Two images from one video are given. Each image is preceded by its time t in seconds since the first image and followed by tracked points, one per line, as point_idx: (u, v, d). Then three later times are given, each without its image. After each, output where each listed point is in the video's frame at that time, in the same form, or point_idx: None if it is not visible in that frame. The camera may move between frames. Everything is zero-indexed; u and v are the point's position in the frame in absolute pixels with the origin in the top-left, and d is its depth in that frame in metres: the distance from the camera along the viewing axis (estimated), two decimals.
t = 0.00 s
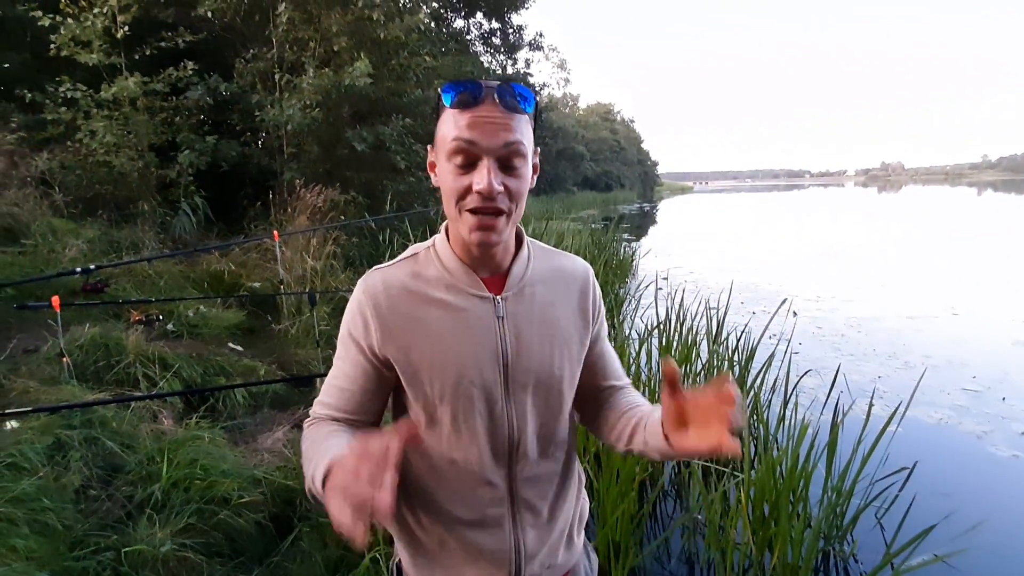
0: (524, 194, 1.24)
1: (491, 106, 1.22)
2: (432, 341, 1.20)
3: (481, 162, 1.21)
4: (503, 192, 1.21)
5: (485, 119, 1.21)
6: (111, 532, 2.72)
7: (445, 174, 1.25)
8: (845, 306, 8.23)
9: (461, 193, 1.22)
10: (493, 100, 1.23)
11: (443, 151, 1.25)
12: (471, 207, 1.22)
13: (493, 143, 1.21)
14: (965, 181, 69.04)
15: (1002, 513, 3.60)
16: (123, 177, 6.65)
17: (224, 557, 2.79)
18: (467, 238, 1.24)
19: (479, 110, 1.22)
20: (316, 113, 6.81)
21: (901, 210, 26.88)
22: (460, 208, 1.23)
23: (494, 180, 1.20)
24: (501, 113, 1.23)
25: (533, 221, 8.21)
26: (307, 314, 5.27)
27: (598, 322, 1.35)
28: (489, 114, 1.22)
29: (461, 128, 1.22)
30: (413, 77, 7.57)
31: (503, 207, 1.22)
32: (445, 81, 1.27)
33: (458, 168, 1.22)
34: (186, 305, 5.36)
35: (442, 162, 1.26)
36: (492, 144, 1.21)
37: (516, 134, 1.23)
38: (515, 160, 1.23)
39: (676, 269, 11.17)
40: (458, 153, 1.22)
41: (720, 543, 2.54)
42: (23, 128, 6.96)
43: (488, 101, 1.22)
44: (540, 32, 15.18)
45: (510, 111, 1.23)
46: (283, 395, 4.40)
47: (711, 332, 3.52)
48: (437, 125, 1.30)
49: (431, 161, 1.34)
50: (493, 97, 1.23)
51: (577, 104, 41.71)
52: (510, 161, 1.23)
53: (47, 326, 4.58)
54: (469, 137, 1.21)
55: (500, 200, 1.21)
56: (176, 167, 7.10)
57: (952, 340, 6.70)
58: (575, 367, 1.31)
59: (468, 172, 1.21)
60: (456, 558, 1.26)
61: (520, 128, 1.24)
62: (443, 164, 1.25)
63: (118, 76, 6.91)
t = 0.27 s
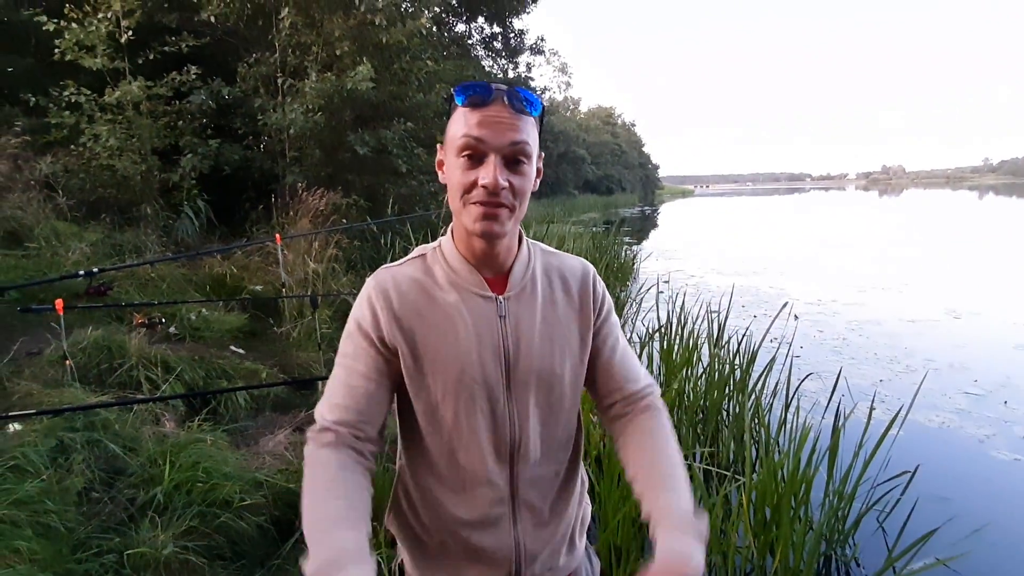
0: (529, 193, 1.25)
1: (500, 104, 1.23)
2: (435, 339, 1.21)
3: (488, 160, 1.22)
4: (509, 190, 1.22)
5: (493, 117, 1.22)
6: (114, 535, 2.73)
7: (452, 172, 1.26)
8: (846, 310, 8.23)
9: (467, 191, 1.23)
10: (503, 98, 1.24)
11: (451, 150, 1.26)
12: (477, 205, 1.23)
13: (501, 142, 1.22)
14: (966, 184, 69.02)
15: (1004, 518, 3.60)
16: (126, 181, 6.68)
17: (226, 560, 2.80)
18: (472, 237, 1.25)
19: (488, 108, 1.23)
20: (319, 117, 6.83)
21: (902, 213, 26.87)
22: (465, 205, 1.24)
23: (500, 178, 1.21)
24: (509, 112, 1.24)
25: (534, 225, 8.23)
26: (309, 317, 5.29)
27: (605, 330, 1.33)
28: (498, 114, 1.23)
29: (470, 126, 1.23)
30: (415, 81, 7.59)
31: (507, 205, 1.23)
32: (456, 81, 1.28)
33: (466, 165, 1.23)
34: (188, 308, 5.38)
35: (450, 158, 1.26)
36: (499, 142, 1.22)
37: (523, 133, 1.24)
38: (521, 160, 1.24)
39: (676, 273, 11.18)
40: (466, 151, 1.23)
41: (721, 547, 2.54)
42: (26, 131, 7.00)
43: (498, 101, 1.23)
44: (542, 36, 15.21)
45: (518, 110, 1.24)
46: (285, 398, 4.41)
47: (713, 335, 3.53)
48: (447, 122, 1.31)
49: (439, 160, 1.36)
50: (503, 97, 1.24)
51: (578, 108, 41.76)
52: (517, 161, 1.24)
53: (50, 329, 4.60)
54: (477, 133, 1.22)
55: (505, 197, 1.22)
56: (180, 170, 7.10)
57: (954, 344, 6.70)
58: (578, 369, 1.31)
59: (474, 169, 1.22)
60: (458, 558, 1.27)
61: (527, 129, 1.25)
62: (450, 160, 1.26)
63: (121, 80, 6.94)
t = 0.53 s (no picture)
0: (548, 203, 1.25)
1: (523, 110, 1.25)
2: (442, 355, 1.21)
3: (509, 166, 1.22)
4: (528, 199, 1.22)
5: (515, 124, 1.23)
6: (114, 538, 2.73)
7: (470, 179, 1.25)
8: (847, 314, 8.23)
9: (484, 199, 1.23)
10: (525, 105, 1.25)
11: (470, 156, 1.26)
12: (496, 214, 1.22)
13: (523, 149, 1.22)
14: (968, 188, 69.01)
15: (1006, 523, 3.60)
16: (128, 185, 6.70)
17: (226, 564, 2.81)
18: (487, 248, 1.24)
19: (511, 112, 1.24)
20: (320, 121, 6.85)
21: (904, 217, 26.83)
22: (483, 212, 1.23)
23: (520, 184, 1.21)
24: (531, 118, 1.25)
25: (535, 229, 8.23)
26: (310, 321, 5.29)
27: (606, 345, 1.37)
28: (520, 121, 1.24)
29: (490, 132, 1.23)
30: (417, 86, 7.60)
31: (526, 214, 1.22)
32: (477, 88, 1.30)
33: (485, 172, 1.23)
34: (190, 312, 5.39)
35: (469, 161, 1.26)
36: (520, 148, 1.22)
37: (543, 142, 1.24)
38: (541, 169, 1.24)
39: (677, 277, 11.19)
40: (485, 158, 1.23)
41: (722, 552, 2.54)
42: (30, 136, 7.04)
43: (519, 108, 1.24)
44: (543, 41, 15.25)
45: (540, 117, 1.26)
46: (286, 401, 4.42)
47: (714, 339, 3.53)
48: (464, 129, 1.31)
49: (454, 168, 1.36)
50: (525, 103, 1.25)
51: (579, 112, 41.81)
52: (537, 170, 1.24)
53: (52, 332, 4.62)
54: (500, 137, 1.22)
55: (525, 207, 1.21)
56: (181, 174, 7.11)
57: (955, 348, 6.70)
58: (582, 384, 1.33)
59: (494, 176, 1.22)
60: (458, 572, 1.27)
61: (548, 138, 1.26)
62: (470, 164, 1.26)
63: (124, 84, 6.96)
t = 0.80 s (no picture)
0: (558, 219, 1.24)
1: (533, 125, 1.22)
2: (447, 361, 1.21)
3: (519, 183, 1.20)
4: (538, 217, 1.21)
5: (526, 140, 1.21)
6: (114, 542, 2.72)
7: (477, 193, 1.24)
8: (847, 318, 8.23)
9: (492, 214, 1.21)
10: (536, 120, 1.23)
11: (478, 170, 1.24)
12: (505, 230, 1.21)
13: (533, 166, 1.20)
14: (968, 193, 69.01)
15: (1008, 528, 3.59)
16: (130, 188, 6.72)
17: (225, 567, 2.80)
18: (494, 260, 1.24)
19: (522, 128, 1.21)
20: (322, 125, 6.86)
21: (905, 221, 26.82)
22: (492, 228, 1.22)
23: (530, 203, 1.19)
24: (542, 135, 1.23)
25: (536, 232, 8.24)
26: (311, 324, 5.29)
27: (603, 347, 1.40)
28: (531, 137, 1.21)
29: (500, 147, 1.21)
30: (418, 90, 7.61)
31: (535, 230, 1.22)
32: (486, 96, 1.27)
33: (494, 189, 1.21)
34: (191, 315, 5.40)
35: (478, 176, 1.24)
36: (531, 166, 1.20)
37: (555, 159, 1.23)
38: (552, 185, 1.23)
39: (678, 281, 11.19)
40: (493, 174, 1.21)
41: (723, 557, 2.54)
42: (32, 139, 7.07)
43: (530, 123, 1.22)
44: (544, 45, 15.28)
45: (552, 133, 1.23)
46: (286, 405, 4.41)
47: (714, 343, 3.53)
48: (473, 138, 1.29)
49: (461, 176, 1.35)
50: (536, 119, 1.23)
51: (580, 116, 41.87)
52: (547, 186, 1.23)
53: (53, 335, 4.62)
54: (510, 154, 1.20)
55: (535, 224, 1.20)
56: (183, 177, 7.12)
57: (956, 352, 6.69)
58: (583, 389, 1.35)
59: (503, 193, 1.21)
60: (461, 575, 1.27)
61: (559, 152, 1.24)
62: (479, 178, 1.24)
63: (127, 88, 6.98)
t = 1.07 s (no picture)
0: (548, 214, 1.25)
1: (520, 123, 1.23)
2: (447, 362, 1.21)
3: (508, 179, 1.21)
4: (528, 213, 1.22)
5: (513, 138, 1.22)
6: (114, 544, 2.72)
7: (469, 192, 1.25)
8: (848, 322, 8.22)
9: (484, 212, 1.23)
10: (523, 118, 1.23)
11: (469, 169, 1.25)
12: (497, 227, 1.22)
13: (523, 163, 1.21)
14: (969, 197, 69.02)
15: (1010, 534, 3.58)
16: (132, 191, 6.74)
17: (224, 571, 2.79)
18: (489, 258, 1.25)
19: (509, 126, 1.23)
20: (323, 128, 6.86)
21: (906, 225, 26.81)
22: (485, 225, 1.23)
23: (520, 199, 1.20)
24: (530, 131, 1.23)
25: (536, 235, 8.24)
26: (311, 327, 5.29)
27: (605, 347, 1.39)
28: (519, 134, 1.22)
29: (489, 146, 1.22)
30: (420, 94, 7.61)
31: (526, 226, 1.22)
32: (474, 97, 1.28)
33: (484, 186, 1.22)
34: (192, 318, 5.40)
35: (469, 175, 1.26)
36: (518, 163, 1.21)
37: (543, 153, 1.24)
38: (541, 181, 1.24)
39: (679, 284, 11.19)
40: (484, 173, 1.22)
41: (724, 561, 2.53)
42: (34, 142, 7.09)
43: (518, 119, 1.23)
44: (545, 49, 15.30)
45: (539, 129, 1.24)
46: (287, 408, 4.41)
47: (714, 346, 3.53)
48: (464, 138, 1.30)
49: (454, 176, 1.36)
50: (523, 116, 1.23)
51: (580, 119, 41.92)
52: (537, 182, 1.24)
53: (54, 337, 4.63)
54: (498, 153, 1.21)
55: (525, 220, 1.21)
56: (184, 180, 7.13)
57: (957, 356, 6.69)
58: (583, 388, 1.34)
59: (494, 191, 1.22)
60: None
61: (547, 148, 1.25)
62: (469, 178, 1.25)
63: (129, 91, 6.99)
